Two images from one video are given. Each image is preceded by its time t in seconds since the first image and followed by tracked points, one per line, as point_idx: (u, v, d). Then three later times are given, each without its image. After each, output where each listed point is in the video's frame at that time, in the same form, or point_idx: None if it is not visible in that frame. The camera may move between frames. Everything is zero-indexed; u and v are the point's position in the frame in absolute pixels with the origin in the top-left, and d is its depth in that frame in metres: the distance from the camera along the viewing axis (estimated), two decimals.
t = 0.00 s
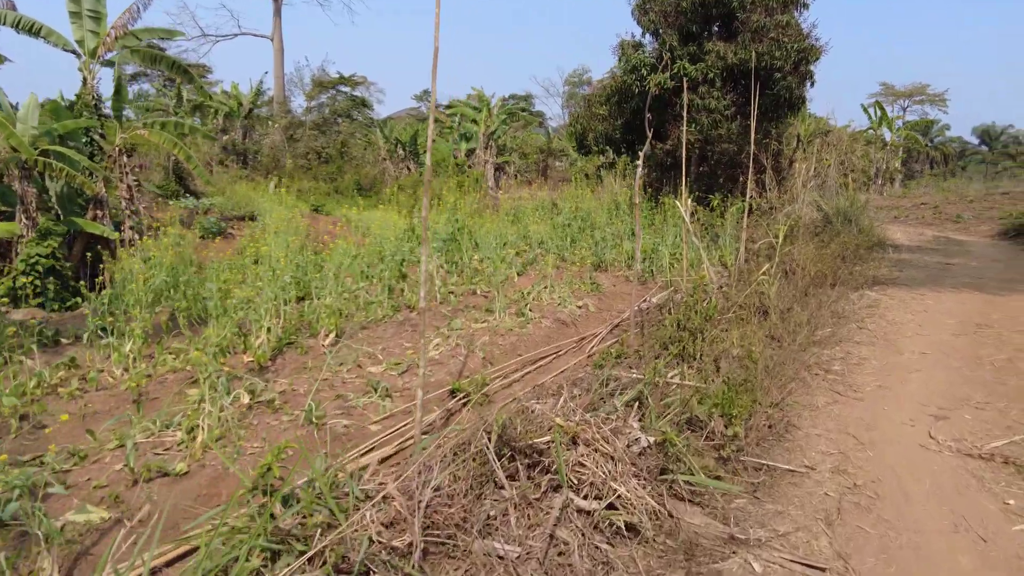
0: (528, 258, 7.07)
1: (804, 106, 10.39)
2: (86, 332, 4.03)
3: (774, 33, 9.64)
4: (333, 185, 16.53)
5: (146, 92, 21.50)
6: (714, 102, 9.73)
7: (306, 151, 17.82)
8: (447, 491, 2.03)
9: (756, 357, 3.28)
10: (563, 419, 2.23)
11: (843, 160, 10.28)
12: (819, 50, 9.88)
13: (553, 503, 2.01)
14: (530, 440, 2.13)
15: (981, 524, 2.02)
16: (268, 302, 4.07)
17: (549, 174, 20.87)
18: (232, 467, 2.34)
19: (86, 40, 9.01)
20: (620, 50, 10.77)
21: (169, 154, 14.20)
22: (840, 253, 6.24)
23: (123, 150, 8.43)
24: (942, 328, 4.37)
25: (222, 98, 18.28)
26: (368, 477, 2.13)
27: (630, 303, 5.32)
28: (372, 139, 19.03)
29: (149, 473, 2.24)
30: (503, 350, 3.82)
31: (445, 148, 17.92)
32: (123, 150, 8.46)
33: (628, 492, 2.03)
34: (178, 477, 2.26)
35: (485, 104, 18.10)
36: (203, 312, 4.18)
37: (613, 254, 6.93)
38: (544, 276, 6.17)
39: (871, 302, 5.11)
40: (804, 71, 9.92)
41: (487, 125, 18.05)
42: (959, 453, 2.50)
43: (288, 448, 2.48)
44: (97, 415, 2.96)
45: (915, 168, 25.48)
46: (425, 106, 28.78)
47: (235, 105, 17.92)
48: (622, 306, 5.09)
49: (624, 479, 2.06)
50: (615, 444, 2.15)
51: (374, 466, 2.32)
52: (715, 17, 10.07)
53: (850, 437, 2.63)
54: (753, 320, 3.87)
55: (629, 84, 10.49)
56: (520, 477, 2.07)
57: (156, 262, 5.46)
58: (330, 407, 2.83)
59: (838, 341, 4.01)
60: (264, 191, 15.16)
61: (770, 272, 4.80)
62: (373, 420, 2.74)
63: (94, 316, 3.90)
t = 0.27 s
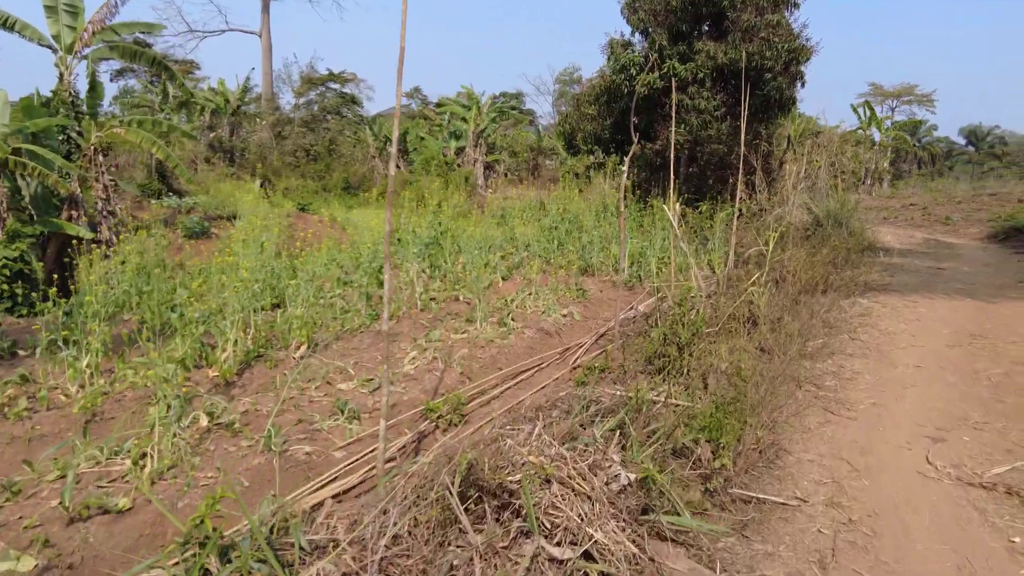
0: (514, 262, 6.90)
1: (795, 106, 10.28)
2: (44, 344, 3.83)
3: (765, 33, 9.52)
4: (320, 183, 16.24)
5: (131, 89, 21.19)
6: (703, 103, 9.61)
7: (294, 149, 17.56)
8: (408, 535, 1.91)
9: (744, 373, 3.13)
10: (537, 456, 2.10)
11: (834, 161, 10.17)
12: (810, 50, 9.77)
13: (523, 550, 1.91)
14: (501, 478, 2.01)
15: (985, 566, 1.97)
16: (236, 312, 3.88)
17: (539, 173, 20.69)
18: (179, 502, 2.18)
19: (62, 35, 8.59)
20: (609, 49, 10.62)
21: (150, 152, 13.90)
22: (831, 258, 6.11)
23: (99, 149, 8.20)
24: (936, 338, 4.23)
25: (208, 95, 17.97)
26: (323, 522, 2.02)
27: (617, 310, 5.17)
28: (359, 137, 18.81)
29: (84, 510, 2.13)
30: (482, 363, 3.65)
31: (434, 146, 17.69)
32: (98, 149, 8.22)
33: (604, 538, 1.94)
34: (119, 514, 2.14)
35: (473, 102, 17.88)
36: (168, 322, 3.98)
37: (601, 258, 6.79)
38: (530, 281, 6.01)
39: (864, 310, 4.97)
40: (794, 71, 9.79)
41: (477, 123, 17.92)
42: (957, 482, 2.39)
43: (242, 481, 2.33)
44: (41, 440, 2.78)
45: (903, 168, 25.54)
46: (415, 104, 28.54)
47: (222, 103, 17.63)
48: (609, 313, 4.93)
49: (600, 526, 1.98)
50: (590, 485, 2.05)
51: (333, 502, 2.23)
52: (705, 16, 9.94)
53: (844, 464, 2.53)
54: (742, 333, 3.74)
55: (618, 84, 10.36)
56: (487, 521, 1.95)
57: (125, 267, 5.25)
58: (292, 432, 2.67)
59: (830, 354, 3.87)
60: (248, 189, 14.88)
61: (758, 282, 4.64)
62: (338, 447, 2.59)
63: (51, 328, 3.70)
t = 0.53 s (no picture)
0: (492, 266, 6.77)
1: (777, 108, 10.23)
2: None
3: (747, 34, 9.47)
4: (303, 184, 15.83)
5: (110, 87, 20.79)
6: (685, 104, 9.55)
7: (276, 149, 17.31)
8: (353, 571, 1.81)
9: (720, 385, 3.01)
10: (496, 483, 2.00)
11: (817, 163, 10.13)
12: (792, 51, 9.74)
13: None
14: (456, 509, 1.92)
15: None
16: (194, 320, 3.71)
17: (524, 174, 20.56)
18: (111, 531, 2.09)
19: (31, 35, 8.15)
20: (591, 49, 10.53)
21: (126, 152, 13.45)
22: (812, 262, 6.04)
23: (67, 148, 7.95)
24: (917, 344, 4.15)
25: (190, 93, 17.41)
26: (260, 557, 1.93)
27: (596, 315, 5.05)
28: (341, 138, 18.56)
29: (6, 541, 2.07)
30: (452, 374, 3.51)
31: (418, 146, 17.47)
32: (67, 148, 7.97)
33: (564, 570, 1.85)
34: (46, 543, 2.06)
35: (456, 102, 17.73)
36: (123, 331, 3.79)
37: (580, 262, 6.67)
38: (507, 285, 5.88)
39: (845, 315, 4.89)
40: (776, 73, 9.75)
41: (461, 123, 17.71)
42: (940, 500, 2.31)
43: (187, 505, 2.20)
44: None
45: (885, 170, 25.75)
46: (401, 104, 28.35)
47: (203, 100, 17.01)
48: (587, 319, 4.81)
49: (562, 556, 1.88)
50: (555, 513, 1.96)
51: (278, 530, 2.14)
52: (687, 16, 9.88)
53: (824, 481, 2.45)
54: (721, 341, 3.64)
55: (600, 85, 10.29)
56: (439, 554, 1.87)
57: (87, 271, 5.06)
58: (246, 450, 2.54)
59: (810, 362, 3.77)
60: (228, 189, 14.52)
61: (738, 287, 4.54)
62: (292, 466, 2.47)
63: None
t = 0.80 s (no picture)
0: (470, 269, 6.59)
1: (760, 110, 10.15)
2: None
3: (729, 34, 9.39)
4: (285, 185, 15.48)
5: (87, 87, 20.40)
6: (667, 105, 9.48)
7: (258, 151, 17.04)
8: None
9: (698, 395, 2.84)
10: (441, 515, 1.93)
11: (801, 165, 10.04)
12: (774, 52, 9.67)
13: None
14: (395, 544, 1.82)
15: None
16: (144, 328, 3.49)
17: (509, 176, 20.39)
18: (20, 567, 1.93)
19: None
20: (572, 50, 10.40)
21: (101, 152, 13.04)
22: (795, 264, 5.92)
23: (33, 147, 7.70)
24: (902, 349, 4.03)
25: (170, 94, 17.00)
26: None
27: (574, 321, 4.88)
28: (324, 139, 18.30)
29: None
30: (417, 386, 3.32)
31: (401, 147, 17.23)
32: (32, 148, 7.70)
33: None
34: None
35: (439, 103, 17.55)
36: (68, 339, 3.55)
37: (560, 265, 6.52)
38: (483, 290, 5.70)
39: (828, 319, 4.76)
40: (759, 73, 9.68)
41: (445, 125, 17.44)
42: (928, 521, 2.19)
43: (109, 537, 2.04)
44: None
45: (866, 172, 25.93)
46: (386, 106, 28.15)
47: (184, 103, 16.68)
48: (564, 324, 4.65)
49: None
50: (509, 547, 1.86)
51: (212, 561, 1.97)
52: (669, 17, 9.80)
53: (805, 501, 2.33)
54: (700, 349, 3.50)
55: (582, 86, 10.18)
56: None
57: (43, 276, 4.84)
58: (186, 471, 2.35)
59: (792, 369, 3.63)
60: (207, 191, 14.15)
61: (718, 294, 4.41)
62: (235, 488, 2.28)
63: None
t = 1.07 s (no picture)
0: (452, 277, 6.43)
1: (748, 111, 10.05)
2: None
3: (717, 36, 9.29)
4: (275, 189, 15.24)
5: (73, 91, 20.14)
6: (655, 107, 9.39)
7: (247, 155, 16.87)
8: None
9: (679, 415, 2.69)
10: (387, 564, 1.85)
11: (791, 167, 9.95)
12: (762, 54, 9.58)
13: None
14: None
15: None
16: (101, 344, 3.32)
17: (499, 178, 20.24)
18: None
19: None
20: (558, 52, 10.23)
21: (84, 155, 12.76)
22: (783, 269, 5.81)
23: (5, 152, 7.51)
24: (892, 359, 3.91)
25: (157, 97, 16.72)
26: None
27: (558, 329, 4.73)
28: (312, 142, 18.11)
29: None
30: (388, 404, 3.17)
31: (389, 150, 17.05)
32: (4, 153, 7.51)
33: None
34: None
35: (427, 106, 17.39)
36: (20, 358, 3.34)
37: (546, 271, 6.40)
38: (465, 299, 5.55)
39: (816, 327, 4.64)
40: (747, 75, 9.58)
41: (434, 127, 17.29)
42: (920, 553, 2.07)
43: None
44: None
45: (856, 172, 25.94)
46: (377, 108, 27.96)
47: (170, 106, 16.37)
48: (547, 333, 4.50)
49: None
50: None
51: None
52: (656, 18, 9.69)
53: (790, 530, 2.23)
54: (685, 363, 3.39)
55: (569, 88, 10.08)
56: None
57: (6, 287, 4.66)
58: (128, 504, 2.34)
59: (779, 381, 3.51)
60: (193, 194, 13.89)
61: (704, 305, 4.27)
62: (180, 523, 2.27)
63: None
